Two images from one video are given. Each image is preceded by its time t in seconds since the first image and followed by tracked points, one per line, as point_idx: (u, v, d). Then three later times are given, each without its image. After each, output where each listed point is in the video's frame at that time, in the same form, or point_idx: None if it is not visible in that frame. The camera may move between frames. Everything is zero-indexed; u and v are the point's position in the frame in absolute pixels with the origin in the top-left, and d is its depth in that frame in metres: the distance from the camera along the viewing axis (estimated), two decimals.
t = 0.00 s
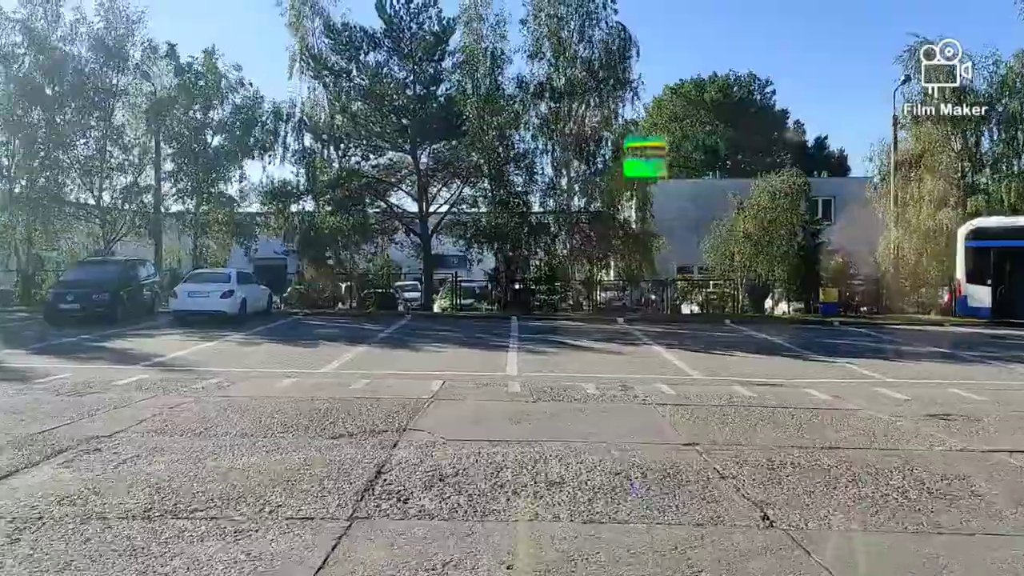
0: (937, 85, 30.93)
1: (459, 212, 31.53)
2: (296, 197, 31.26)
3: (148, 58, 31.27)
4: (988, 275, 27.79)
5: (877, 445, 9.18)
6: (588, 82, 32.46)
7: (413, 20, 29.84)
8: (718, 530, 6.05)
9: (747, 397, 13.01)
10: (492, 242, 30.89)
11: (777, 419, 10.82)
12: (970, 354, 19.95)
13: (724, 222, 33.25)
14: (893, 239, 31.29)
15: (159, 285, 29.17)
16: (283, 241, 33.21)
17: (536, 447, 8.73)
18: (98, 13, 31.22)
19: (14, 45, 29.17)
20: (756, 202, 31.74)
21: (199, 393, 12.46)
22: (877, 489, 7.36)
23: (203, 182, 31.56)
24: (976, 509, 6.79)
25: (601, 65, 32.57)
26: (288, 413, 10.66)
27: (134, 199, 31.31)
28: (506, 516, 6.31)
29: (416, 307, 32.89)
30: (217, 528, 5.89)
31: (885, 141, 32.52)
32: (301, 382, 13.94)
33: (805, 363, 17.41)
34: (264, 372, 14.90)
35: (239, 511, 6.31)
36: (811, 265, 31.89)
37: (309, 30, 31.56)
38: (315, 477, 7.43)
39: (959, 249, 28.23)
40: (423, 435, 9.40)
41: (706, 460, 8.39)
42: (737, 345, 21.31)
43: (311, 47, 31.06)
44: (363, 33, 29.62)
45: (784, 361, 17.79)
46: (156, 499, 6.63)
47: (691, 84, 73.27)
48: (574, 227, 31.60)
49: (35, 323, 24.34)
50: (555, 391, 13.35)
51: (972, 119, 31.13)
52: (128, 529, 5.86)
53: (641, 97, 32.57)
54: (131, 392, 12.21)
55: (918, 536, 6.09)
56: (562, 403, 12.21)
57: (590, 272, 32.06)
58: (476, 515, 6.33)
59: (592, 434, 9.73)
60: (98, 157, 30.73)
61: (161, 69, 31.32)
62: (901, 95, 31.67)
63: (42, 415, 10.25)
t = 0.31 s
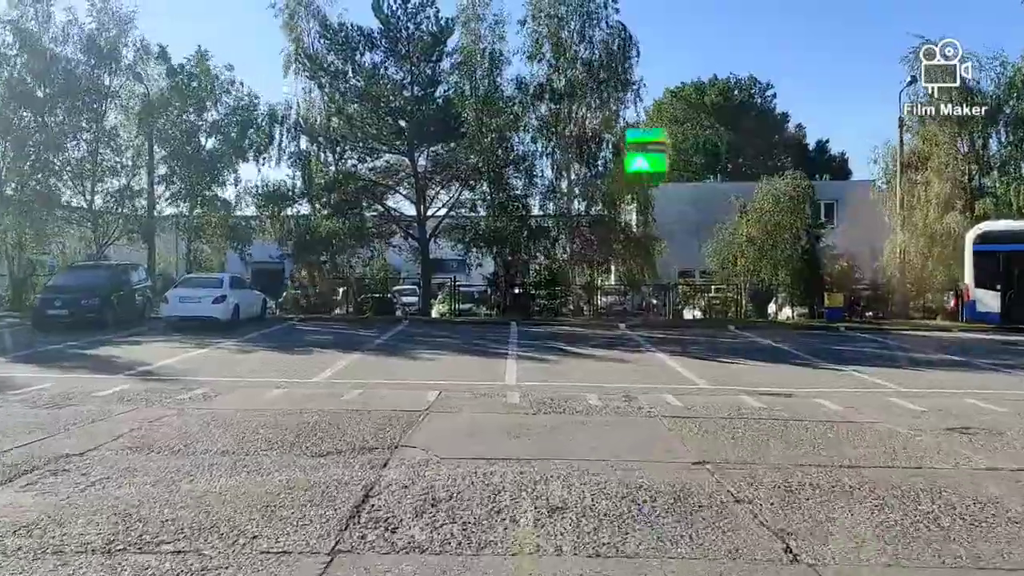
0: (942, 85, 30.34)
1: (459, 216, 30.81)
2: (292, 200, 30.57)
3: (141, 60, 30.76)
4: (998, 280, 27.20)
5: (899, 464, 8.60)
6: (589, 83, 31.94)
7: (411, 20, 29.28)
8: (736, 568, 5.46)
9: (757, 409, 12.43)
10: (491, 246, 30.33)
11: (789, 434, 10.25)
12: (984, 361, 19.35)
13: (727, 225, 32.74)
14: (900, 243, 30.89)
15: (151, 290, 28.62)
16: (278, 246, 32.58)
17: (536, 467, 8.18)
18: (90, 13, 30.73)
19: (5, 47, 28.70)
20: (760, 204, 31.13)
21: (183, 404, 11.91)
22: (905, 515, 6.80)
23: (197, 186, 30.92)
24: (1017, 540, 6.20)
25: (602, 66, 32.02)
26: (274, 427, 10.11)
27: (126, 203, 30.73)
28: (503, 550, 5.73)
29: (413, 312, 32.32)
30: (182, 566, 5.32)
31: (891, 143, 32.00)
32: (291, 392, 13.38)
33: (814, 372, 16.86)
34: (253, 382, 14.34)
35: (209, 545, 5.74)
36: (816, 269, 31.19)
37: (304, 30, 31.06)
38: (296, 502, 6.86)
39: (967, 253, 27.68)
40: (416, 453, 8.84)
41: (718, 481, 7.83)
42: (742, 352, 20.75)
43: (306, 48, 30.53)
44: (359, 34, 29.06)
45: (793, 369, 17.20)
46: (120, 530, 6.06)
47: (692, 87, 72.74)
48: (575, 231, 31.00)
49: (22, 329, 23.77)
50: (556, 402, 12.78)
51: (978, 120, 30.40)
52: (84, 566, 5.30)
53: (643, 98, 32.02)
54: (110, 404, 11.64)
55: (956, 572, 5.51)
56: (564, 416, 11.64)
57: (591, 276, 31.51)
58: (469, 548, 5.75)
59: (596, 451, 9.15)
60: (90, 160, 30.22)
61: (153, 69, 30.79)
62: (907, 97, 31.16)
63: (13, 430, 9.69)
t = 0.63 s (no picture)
0: (950, 84, 29.93)
1: (457, 217, 30.25)
2: (288, 200, 30.04)
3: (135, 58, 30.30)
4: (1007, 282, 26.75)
5: (923, 481, 8.09)
6: (589, 81, 31.48)
7: (409, 17, 28.77)
8: None
9: (767, 417, 11.91)
10: (490, 247, 29.87)
11: (803, 446, 9.74)
12: (996, 366, 18.82)
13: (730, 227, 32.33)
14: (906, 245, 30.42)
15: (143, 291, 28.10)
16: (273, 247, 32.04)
17: (537, 484, 7.68)
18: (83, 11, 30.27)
19: None
20: (763, 204, 30.77)
21: (167, 412, 11.39)
22: (936, 538, 6.30)
23: (191, 186, 30.39)
24: None
25: (604, 64, 31.54)
26: (260, 438, 9.58)
27: (120, 203, 30.24)
28: None
29: (410, 314, 31.80)
30: None
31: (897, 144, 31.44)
32: (282, 399, 12.87)
33: (823, 377, 16.38)
34: (242, 388, 13.83)
35: None
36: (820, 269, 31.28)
37: (300, 27, 30.56)
38: (278, 523, 6.36)
39: (975, 254, 27.14)
40: (409, 467, 8.33)
41: (731, 499, 7.31)
42: (747, 356, 20.26)
43: (302, 45, 30.02)
44: (356, 31, 28.50)
45: (802, 374, 16.68)
46: (81, 557, 5.54)
47: (693, 87, 72.24)
48: (575, 232, 30.60)
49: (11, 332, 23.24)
50: (557, 410, 12.27)
51: (986, 118, 30.21)
52: None
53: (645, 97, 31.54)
54: (90, 413, 11.12)
55: None
56: (566, 425, 11.13)
57: (591, 278, 30.98)
58: None
59: (601, 464, 8.64)
60: (83, 159, 29.79)
61: (146, 67, 30.28)
62: (913, 97, 30.44)
63: None
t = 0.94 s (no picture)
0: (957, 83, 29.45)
1: (455, 218, 29.81)
2: (283, 201, 29.47)
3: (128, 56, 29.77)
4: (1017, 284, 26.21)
5: (950, 500, 7.53)
6: (589, 80, 30.96)
7: (406, 15, 28.21)
8: None
9: (777, 427, 11.35)
10: (490, 249, 29.38)
11: (818, 459, 9.18)
12: (1009, 370, 18.26)
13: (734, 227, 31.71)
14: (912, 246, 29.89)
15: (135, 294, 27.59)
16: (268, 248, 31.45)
17: (535, 504, 7.11)
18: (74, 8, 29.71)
19: None
20: (767, 205, 30.32)
21: (146, 423, 10.84)
22: (973, 567, 5.74)
23: (184, 187, 29.81)
24: None
25: (604, 62, 31.02)
26: (242, 451, 9.03)
27: (112, 204, 29.68)
28: None
29: (408, 317, 31.26)
30: None
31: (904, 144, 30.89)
32: (269, 407, 12.32)
33: (831, 382, 15.84)
34: (228, 396, 13.28)
35: None
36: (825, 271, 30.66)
37: (295, 25, 30.01)
38: (251, 551, 5.79)
39: (984, 256, 26.60)
40: (398, 485, 7.78)
41: (746, 521, 6.76)
42: (752, 360, 19.71)
43: (297, 43, 29.47)
44: (351, 28, 27.89)
45: (809, 380, 16.12)
46: None
47: (694, 87, 71.68)
48: (574, 233, 30.12)
49: None
50: (556, 420, 11.71)
51: (995, 117, 29.91)
52: None
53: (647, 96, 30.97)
54: (65, 424, 10.57)
55: None
56: (567, 436, 10.57)
57: (592, 280, 30.40)
58: None
59: (604, 480, 8.08)
60: (74, 159, 29.27)
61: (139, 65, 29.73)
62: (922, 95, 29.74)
63: None
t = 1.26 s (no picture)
0: (962, 82, 29.08)
1: (450, 221, 29.34)
2: (277, 204, 28.95)
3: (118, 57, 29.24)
4: None
5: (975, 521, 7.01)
6: (588, 79, 30.44)
7: (401, 14, 27.72)
8: None
9: (785, 439, 10.85)
10: (487, 252, 28.95)
11: (830, 474, 8.68)
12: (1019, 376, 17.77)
13: (734, 230, 31.30)
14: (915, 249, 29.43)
15: (124, 299, 27.09)
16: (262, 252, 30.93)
17: (529, 527, 6.60)
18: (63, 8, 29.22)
19: None
20: (768, 207, 29.96)
21: (123, 435, 10.32)
22: None
23: (175, 189, 29.28)
24: None
25: (603, 62, 30.58)
26: (219, 467, 8.52)
27: (102, 207, 29.17)
28: None
29: (404, 322, 30.76)
30: None
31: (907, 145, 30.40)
32: (253, 418, 11.82)
33: (837, 389, 15.38)
34: (211, 405, 12.77)
35: None
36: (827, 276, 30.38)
37: (288, 25, 29.52)
38: None
39: (989, 259, 26.16)
40: (383, 504, 7.27)
41: (757, 546, 6.24)
42: (754, 366, 19.24)
43: (290, 43, 29.00)
44: (345, 28, 27.36)
45: (816, 387, 15.62)
46: None
47: (693, 90, 71.31)
48: (573, 236, 29.44)
49: None
50: (554, 431, 11.21)
51: (1001, 117, 29.27)
52: None
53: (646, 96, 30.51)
54: (37, 437, 10.07)
55: None
56: (565, 448, 10.07)
57: (591, 284, 29.79)
58: None
59: (603, 499, 7.56)
60: (64, 162, 28.78)
61: (130, 67, 28.95)
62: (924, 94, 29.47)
63: None
